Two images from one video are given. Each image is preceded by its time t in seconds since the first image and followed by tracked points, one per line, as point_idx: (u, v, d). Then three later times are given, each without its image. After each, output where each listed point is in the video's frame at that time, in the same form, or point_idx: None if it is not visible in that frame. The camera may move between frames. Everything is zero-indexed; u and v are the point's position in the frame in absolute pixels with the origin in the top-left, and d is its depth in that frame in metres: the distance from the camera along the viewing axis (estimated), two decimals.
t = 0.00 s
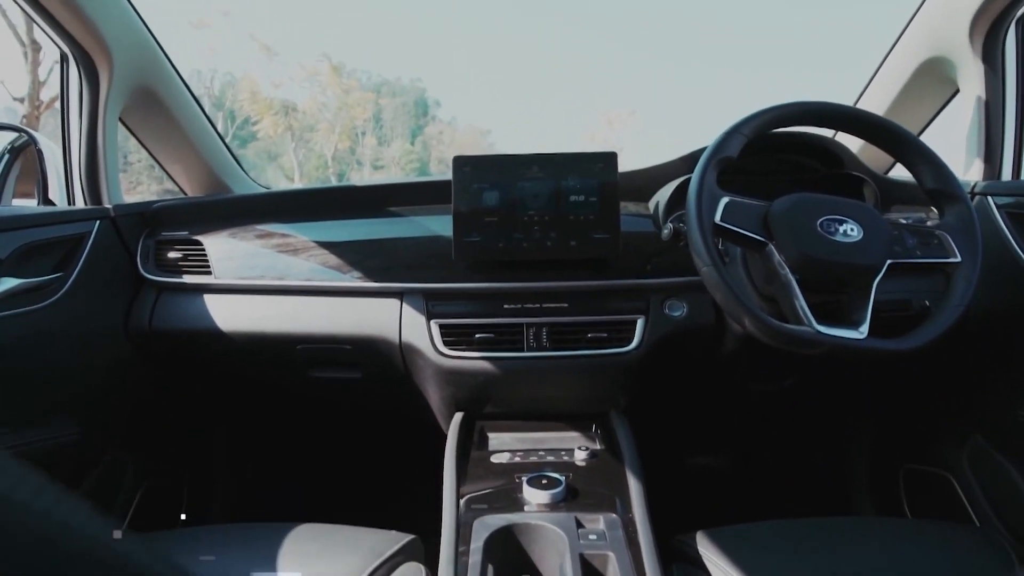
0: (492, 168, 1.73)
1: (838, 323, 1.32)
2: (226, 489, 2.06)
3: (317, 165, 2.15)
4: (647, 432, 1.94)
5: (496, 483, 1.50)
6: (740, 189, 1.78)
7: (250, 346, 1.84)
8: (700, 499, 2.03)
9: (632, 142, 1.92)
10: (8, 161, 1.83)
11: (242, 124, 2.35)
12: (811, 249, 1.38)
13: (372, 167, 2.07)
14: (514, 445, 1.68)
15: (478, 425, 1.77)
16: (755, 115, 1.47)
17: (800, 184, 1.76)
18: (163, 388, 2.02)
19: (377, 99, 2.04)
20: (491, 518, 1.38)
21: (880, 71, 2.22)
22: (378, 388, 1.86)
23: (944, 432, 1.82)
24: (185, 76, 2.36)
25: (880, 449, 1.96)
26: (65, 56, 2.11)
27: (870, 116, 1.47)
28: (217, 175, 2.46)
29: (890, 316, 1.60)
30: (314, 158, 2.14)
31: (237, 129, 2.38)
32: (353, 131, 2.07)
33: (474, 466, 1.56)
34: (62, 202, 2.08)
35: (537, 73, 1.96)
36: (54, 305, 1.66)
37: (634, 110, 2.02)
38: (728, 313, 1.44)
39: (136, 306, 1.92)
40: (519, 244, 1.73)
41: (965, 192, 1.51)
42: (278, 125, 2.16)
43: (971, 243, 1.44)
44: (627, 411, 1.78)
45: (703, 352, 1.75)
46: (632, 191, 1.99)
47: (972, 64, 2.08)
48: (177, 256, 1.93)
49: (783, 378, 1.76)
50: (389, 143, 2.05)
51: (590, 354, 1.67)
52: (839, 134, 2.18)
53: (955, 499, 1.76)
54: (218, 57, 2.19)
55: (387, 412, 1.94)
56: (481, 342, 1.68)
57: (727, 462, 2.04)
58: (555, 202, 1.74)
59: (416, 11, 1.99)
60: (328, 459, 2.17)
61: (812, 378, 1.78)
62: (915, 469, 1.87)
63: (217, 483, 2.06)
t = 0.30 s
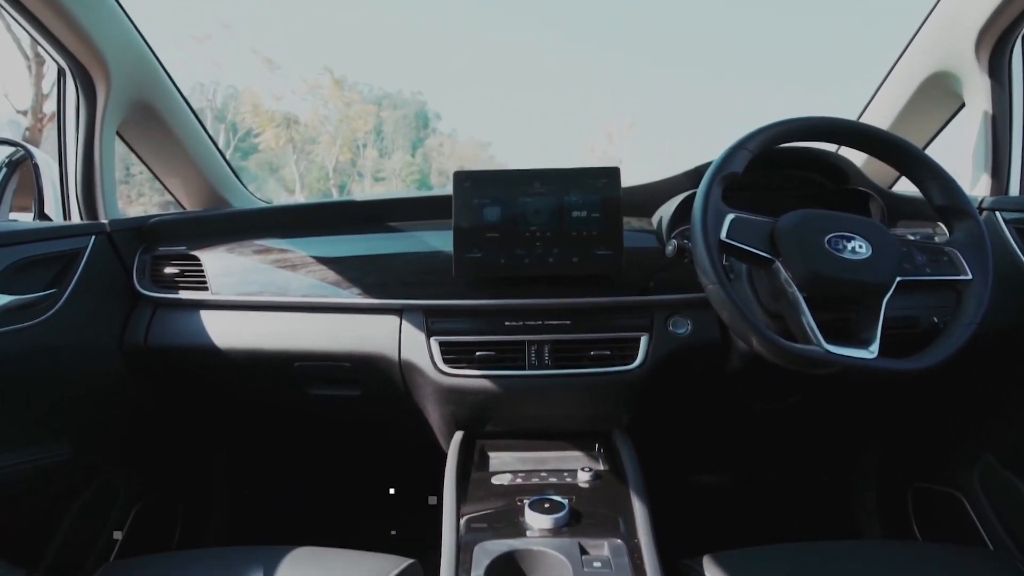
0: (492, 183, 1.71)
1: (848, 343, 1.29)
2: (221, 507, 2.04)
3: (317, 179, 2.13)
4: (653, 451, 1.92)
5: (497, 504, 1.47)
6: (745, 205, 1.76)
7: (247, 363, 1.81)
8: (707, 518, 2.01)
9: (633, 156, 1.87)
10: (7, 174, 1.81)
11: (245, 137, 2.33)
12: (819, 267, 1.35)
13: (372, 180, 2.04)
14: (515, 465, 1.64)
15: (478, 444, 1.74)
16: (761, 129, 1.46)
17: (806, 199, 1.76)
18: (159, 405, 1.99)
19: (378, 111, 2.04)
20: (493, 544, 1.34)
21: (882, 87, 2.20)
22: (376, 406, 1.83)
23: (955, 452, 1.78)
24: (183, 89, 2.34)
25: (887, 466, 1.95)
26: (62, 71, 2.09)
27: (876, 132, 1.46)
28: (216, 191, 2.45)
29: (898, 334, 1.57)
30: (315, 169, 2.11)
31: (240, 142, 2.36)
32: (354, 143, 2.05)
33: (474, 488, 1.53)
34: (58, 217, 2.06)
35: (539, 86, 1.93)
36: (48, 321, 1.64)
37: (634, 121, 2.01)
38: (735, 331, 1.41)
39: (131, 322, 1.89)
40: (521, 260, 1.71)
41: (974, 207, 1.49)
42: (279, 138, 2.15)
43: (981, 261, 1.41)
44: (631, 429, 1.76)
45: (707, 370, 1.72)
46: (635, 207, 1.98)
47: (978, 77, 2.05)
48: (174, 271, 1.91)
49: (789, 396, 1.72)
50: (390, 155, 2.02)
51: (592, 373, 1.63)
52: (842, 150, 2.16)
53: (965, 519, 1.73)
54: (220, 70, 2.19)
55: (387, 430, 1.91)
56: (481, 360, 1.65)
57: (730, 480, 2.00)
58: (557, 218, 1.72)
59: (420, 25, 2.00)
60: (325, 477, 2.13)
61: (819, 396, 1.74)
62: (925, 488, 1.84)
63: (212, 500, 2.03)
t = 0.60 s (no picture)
0: (493, 203, 1.69)
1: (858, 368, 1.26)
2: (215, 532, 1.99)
3: (319, 192, 2.08)
4: (657, 474, 1.87)
5: (496, 531, 1.44)
6: (749, 226, 1.74)
7: (242, 385, 1.77)
8: (711, 541, 1.95)
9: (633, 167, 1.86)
10: (4, 193, 1.79)
11: (246, 150, 2.24)
12: (828, 289, 1.33)
13: (373, 195, 2.00)
14: (515, 490, 1.60)
15: (478, 468, 1.70)
16: (765, 149, 1.44)
17: (813, 219, 1.73)
18: (151, 427, 1.95)
19: (379, 126, 2.01)
20: None
21: (886, 106, 2.19)
22: (374, 430, 1.79)
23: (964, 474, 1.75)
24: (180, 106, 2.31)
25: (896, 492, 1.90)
26: (58, 90, 2.06)
27: (882, 150, 1.44)
28: (213, 209, 2.43)
29: (908, 356, 1.54)
30: (316, 184, 2.08)
31: (240, 157, 2.30)
32: (355, 157, 2.02)
33: (474, 516, 1.49)
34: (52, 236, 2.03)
35: (539, 91, 1.99)
36: (40, 344, 1.60)
37: (635, 139, 2.00)
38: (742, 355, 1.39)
39: (125, 343, 1.86)
40: (522, 281, 1.69)
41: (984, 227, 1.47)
42: (281, 153, 2.11)
43: (993, 284, 1.38)
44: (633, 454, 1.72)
45: (713, 393, 1.68)
46: (639, 226, 1.95)
47: (983, 97, 2.04)
48: (169, 291, 1.88)
49: (795, 419, 1.69)
50: (391, 169, 1.96)
51: (595, 396, 1.59)
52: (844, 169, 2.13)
53: (975, 545, 1.69)
54: (224, 85, 2.18)
55: (386, 454, 1.87)
56: (481, 383, 1.61)
57: (735, 502, 1.95)
58: (558, 238, 1.70)
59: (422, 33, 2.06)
60: (321, 500, 2.09)
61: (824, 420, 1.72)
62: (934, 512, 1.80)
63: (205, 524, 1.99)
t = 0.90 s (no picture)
0: (493, 216, 1.68)
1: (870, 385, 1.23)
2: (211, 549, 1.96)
3: (320, 205, 2.08)
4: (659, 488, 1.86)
5: (499, 551, 1.41)
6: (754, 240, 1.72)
7: (238, 401, 1.74)
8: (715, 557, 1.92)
9: (633, 180, 1.85)
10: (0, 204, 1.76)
11: (247, 164, 2.25)
12: (836, 303, 1.30)
13: (375, 208, 2.00)
14: (517, 509, 1.57)
15: (478, 485, 1.67)
16: (769, 162, 1.42)
17: (815, 231, 1.71)
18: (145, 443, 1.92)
19: (380, 139, 2.04)
20: None
21: (890, 117, 2.16)
22: (372, 447, 1.76)
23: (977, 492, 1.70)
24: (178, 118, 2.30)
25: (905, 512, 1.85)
26: (54, 100, 2.04)
27: (888, 162, 1.42)
28: (211, 221, 2.42)
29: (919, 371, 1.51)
30: (316, 197, 2.08)
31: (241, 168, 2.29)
32: (356, 170, 2.04)
33: (475, 536, 1.45)
34: (46, 249, 2.00)
35: (538, 95, 2.12)
36: (29, 359, 1.57)
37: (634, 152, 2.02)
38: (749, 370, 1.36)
39: (119, 357, 1.83)
40: (523, 295, 1.67)
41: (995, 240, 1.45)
42: (282, 166, 2.13)
43: (1006, 298, 1.36)
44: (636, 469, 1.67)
45: (718, 409, 1.65)
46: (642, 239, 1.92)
47: (990, 108, 2.01)
48: (165, 305, 1.85)
49: (801, 436, 1.64)
50: (391, 182, 1.96)
51: (599, 413, 1.56)
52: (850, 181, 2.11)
53: (987, 563, 1.63)
54: (226, 99, 2.24)
55: (384, 471, 1.84)
56: (482, 399, 1.57)
57: (740, 517, 1.93)
58: (560, 252, 1.69)
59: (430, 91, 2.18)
60: (319, 516, 2.05)
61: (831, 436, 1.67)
62: (944, 531, 1.74)
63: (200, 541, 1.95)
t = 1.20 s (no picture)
0: (493, 229, 1.65)
1: (882, 403, 1.19)
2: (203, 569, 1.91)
3: (320, 219, 2.05)
4: (664, 509, 1.82)
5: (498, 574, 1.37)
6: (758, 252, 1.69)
7: (232, 418, 1.69)
8: None
9: (632, 195, 1.88)
10: None
11: (251, 175, 2.21)
12: (846, 319, 1.26)
13: (376, 221, 1.97)
14: (518, 529, 1.53)
15: (478, 505, 1.63)
16: (775, 175, 1.39)
17: (824, 244, 1.68)
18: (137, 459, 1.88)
19: (381, 153, 2.07)
20: None
21: (896, 128, 2.13)
22: (369, 465, 1.72)
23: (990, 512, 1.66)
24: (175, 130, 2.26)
25: (916, 531, 1.80)
26: (48, 112, 2.00)
27: (896, 173, 1.39)
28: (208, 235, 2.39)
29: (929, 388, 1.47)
30: (317, 210, 2.06)
31: (243, 181, 2.26)
32: (356, 184, 2.05)
33: (475, 559, 1.41)
34: (38, 262, 1.97)
35: (537, 102, 2.18)
36: (16, 375, 1.52)
37: (634, 166, 2.03)
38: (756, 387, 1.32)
39: (110, 373, 1.79)
40: (524, 310, 1.64)
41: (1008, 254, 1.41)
42: (282, 178, 2.13)
43: (1021, 314, 1.32)
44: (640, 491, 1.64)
45: (724, 427, 1.61)
46: (644, 253, 1.88)
47: (998, 118, 1.96)
48: (158, 319, 1.81)
49: (812, 454, 1.59)
50: (392, 196, 1.97)
51: (601, 432, 1.52)
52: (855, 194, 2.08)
53: None
54: (229, 113, 2.27)
55: (381, 490, 1.80)
56: (482, 417, 1.53)
57: (748, 538, 1.90)
58: (561, 266, 1.65)
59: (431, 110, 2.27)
60: (315, 536, 2.01)
61: (841, 456, 1.63)
62: (957, 551, 1.69)
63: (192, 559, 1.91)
